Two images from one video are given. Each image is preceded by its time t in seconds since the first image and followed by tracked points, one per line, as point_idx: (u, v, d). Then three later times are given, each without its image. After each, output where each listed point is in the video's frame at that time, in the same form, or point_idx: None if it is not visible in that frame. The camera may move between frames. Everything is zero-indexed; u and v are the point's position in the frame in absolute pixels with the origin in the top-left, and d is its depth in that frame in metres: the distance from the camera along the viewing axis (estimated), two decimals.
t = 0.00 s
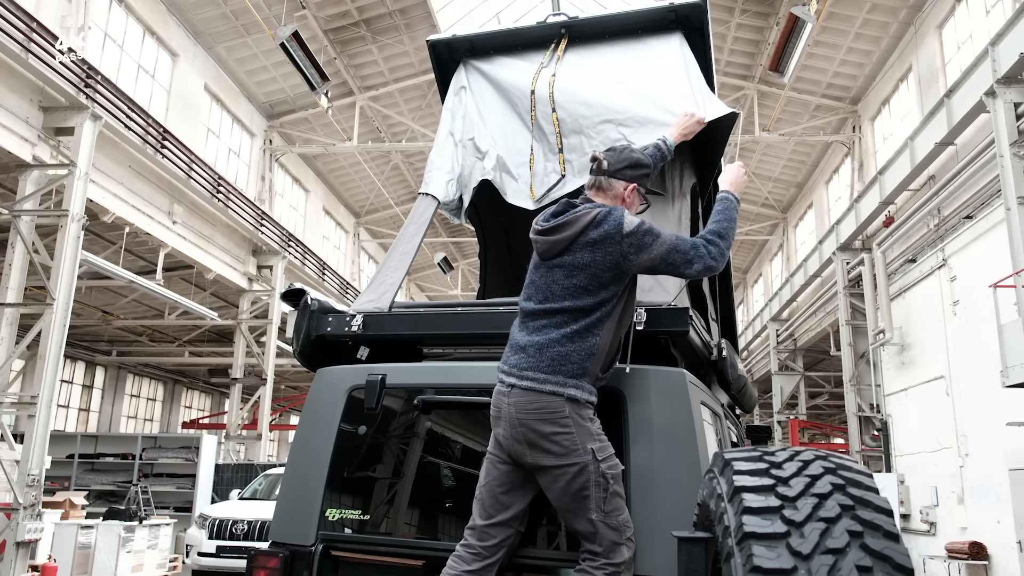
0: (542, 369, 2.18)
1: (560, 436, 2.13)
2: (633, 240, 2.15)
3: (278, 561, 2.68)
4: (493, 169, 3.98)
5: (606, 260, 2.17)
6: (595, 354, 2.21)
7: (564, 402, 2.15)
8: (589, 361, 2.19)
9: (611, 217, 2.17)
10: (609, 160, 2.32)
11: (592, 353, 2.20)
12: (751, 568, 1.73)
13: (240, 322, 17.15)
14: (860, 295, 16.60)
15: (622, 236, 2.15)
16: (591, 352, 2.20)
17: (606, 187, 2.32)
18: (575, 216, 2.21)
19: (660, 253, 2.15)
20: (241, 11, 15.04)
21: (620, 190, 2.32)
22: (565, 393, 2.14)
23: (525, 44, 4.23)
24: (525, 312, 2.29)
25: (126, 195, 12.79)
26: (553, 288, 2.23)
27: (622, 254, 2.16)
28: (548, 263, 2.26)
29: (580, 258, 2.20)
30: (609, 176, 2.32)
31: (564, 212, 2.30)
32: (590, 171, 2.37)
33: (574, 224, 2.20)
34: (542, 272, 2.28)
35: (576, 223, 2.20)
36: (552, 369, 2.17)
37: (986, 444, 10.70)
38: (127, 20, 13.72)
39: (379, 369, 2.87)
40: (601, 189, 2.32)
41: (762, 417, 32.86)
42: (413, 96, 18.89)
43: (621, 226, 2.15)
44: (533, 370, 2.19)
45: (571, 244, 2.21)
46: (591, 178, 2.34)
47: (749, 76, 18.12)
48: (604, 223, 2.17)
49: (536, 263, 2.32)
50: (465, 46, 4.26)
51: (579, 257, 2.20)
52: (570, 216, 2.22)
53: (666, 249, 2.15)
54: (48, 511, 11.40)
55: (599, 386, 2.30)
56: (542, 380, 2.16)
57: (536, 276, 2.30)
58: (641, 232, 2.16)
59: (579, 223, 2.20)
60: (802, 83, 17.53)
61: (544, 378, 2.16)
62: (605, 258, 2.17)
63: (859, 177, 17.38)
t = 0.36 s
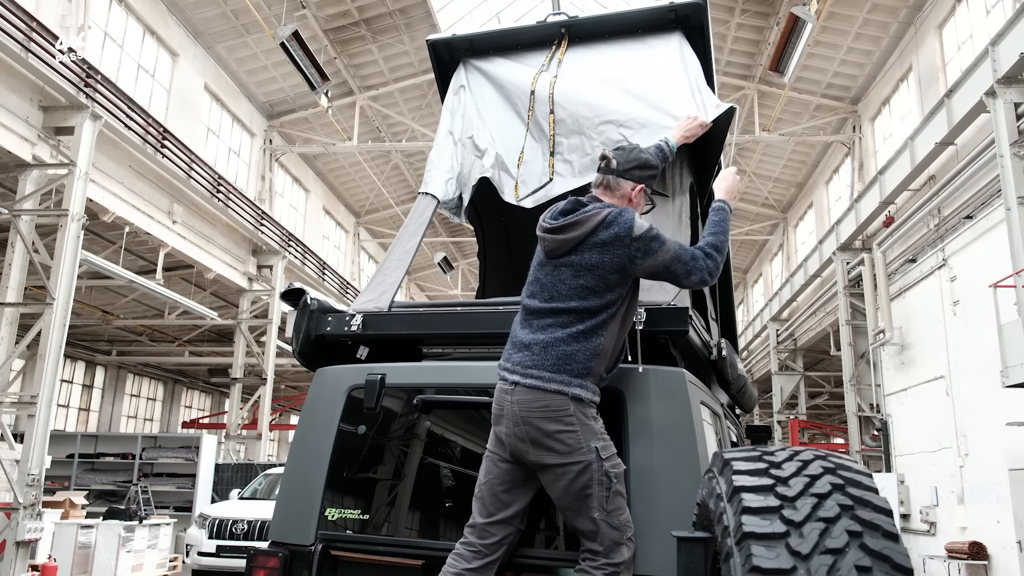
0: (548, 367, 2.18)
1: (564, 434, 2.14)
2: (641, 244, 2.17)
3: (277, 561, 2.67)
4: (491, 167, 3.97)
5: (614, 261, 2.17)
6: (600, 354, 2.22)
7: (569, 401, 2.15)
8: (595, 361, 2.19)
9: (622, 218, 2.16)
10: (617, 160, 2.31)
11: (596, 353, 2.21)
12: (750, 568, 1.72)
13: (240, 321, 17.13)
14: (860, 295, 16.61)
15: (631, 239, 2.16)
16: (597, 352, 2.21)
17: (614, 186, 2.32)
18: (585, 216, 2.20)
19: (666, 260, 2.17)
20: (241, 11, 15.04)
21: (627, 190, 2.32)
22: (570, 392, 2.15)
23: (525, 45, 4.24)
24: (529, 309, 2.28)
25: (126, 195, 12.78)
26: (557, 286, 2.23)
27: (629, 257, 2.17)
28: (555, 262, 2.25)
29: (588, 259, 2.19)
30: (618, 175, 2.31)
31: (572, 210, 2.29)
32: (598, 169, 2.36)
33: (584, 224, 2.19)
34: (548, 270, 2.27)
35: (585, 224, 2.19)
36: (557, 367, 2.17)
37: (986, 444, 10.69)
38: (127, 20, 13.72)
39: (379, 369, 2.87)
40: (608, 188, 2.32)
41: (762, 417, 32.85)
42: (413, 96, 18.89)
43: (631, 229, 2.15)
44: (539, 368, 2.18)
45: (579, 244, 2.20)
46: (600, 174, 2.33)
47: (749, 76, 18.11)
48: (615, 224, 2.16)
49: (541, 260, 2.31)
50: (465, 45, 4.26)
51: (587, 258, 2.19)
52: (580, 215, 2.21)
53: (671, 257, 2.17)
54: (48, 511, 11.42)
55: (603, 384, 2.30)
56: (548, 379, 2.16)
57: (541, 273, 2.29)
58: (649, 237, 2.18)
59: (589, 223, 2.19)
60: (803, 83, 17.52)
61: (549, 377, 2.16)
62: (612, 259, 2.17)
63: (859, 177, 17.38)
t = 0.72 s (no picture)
0: (549, 363, 2.17)
1: (566, 428, 2.13)
2: (630, 237, 2.17)
3: (278, 560, 2.67)
4: (489, 164, 3.98)
5: (603, 254, 2.18)
6: (597, 350, 2.22)
7: (571, 397, 2.15)
8: (593, 357, 2.20)
9: (611, 210, 2.17)
10: (602, 153, 2.31)
11: (595, 349, 2.22)
12: (751, 567, 1.72)
13: (240, 322, 17.11)
14: (860, 295, 16.61)
15: (620, 231, 2.16)
16: (595, 348, 2.21)
17: (601, 179, 2.32)
18: (573, 209, 2.21)
19: (655, 254, 2.18)
20: (240, 11, 15.04)
21: (614, 181, 2.32)
22: (572, 387, 2.15)
23: (524, 44, 4.23)
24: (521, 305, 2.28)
25: (125, 195, 12.78)
26: (554, 280, 2.22)
27: (619, 250, 2.17)
28: (546, 256, 2.26)
29: (578, 252, 2.20)
30: (604, 167, 2.31)
31: (562, 204, 2.29)
32: (584, 163, 2.37)
33: (573, 218, 2.20)
34: (539, 264, 2.27)
35: (574, 217, 2.20)
36: (558, 364, 2.17)
37: (986, 443, 10.69)
38: (126, 20, 13.72)
39: (379, 368, 2.87)
40: (595, 181, 2.32)
41: (761, 417, 32.84)
42: (413, 96, 18.90)
43: (620, 222, 2.16)
44: (540, 363, 2.18)
45: (569, 236, 2.21)
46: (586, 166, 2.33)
47: (749, 75, 18.12)
48: (603, 218, 2.17)
49: (532, 255, 2.31)
50: (464, 45, 4.26)
51: (577, 250, 2.20)
52: (570, 208, 2.21)
53: (660, 251, 2.18)
54: (49, 511, 11.42)
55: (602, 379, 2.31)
56: (549, 374, 2.15)
57: (533, 269, 2.29)
58: (638, 230, 2.18)
59: (577, 217, 2.19)
60: (803, 82, 17.52)
61: (551, 372, 2.16)
62: (602, 251, 2.18)
63: (859, 177, 17.38)
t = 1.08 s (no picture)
0: (549, 367, 2.15)
1: (568, 429, 2.14)
2: (615, 243, 2.16)
3: (278, 560, 2.67)
4: (490, 164, 3.98)
5: (590, 255, 2.17)
6: (592, 357, 2.23)
7: (571, 400, 2.16)
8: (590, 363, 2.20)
9: (598, 214, 2.18)
10: (581, 156, 2.30)
11: (591, 357, 2.22)
12: (750, 566, 1.72)
13: (241, 322, 17.09)
14: (860, 295, 16.60)
15: (606, 235, 2.16)
16: (590, 356, 2.21)
17: (580, 183, 2.31)
18: (563, 213, 2.20)
19: (637, 267, 2.15)
20: (240, 11, 15.04)
21: (593, 185, 2.32)
22: (572, 393, 2.15)
23: (524, 42, 4.23)
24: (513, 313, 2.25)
25: (125, 195, 12.78)
26: (547, 285, 2.21)
27: (604, 255, 2.16)
28: (536, 261, 2.24)
29: (569, 253, 2.19)
30: (584, 171, 2.30)
31: (550, 207, 2.28)
32: (558, 165, 2.34)
33: (564, 221, 2.19)
34: (529, 271, 2.25)
35: (565, 220, 2.19)
36: (559, 368, 2.16)
37: (986, 442, 10.68)
38: (126, 20, 13.72)
39: (378, 367, 2.87)
40: (577, 185, 2.31)
41: (761, 417, 32.84)
42: (413, 96, 18.91)
43: (606, 227, 2.16)
44: (539, 366, 2.16)
45: (561, 239, 2.20)
46: (561, 169, 2.32)
47: (749, 74, 18.12)
48: (591, 222, 2.17)
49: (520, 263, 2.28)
50: (465, 44, 4.26)
51: (568, 252, 2.19)
52: (559, 212, 2.21)
53: (641, 266, 2.14)
54: (50, 511, 11.44)
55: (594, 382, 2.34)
56: (550, 378, 2.14)
57: (521, 277, 2.26)
58: (623, 239, 2.16)
59: (568, 220, 2.19)
60: (803, 82, 17.53)
61: (552, 376, 2.14)
62: (588, 253, 2.17)
63: (859, 176, 17.38)
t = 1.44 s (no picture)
0: (522, 368, 2.22)
1: (543, 426, 2.19)
2: (577, 252, 2.30)
3: (281, 559, 2.68)
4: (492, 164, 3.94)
5: (555, 258, 2.28)
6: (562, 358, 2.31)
7: (545, 398, 2.23)
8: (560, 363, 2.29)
9: (561, 223, 2.32)
10: (529, 165, 2.39)
11: (560, 356, 2.31)
12: (752, 563, 1.72)
13: (244, 322, 17.12)
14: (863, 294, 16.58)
15: (570, 241, 2.31)
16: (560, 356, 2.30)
17: (531, 189, 2.40)
18: (530, 215, 2.31)
19: (588, 280, 2.30)
20: (242, 11, 15.06)
21: (544, 190, 2.43)
22: (546, 390, 2.22)
23: (525, 42, 4.24)
24: (482, 317, 2.30)
25: (128, 196, 12.81)
26: (512, 287, 2.29)
27: (568, 260, 2.29)
28: (505, 262, 2.31)
29: (537, 255, 2.28)
30: (536, 179, 2.40)
31: (512, 210, 2.36)
32: (507, 174, 2.42)
33: (531, 223, 2.30)
34: (498, 273, 2.32)
35: (531, 223, 2.30)
36: (532, 367, 2.23)
37: (990, 441, 10.67)
38: (128, 21, 13.74)
39: (381, 367, 2.86)
40: (530, 192, 2.41)
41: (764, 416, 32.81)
42: (415, 95, 18.92)
43: (569, 233, 2.31)
44: (513, 367, 2.22)
45: (529, 241, 2.30)
46: (511, 179, 2.40)
47: (752, 74, 18.10)
48: (555, 228, 2.31)
49: (485, 265, 2.35)
50: (466, 44, 4.27)
51: (536, 254, 2.28)
52: (525, 216, 2.31)
53: (592, 280, 2.31)
54: (54, 511, 11.49)
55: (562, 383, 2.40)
56: (524, 378, 2.21)
57: (490, 280, 2.32)
58: (580, 250, 2.31)
59: (534, 223, 2.30)
60: (806, 81, 17.51)
61: (526, 376, 2.21)
62: (554, 255, 2.28)
63: (862, 175, 17.35)
